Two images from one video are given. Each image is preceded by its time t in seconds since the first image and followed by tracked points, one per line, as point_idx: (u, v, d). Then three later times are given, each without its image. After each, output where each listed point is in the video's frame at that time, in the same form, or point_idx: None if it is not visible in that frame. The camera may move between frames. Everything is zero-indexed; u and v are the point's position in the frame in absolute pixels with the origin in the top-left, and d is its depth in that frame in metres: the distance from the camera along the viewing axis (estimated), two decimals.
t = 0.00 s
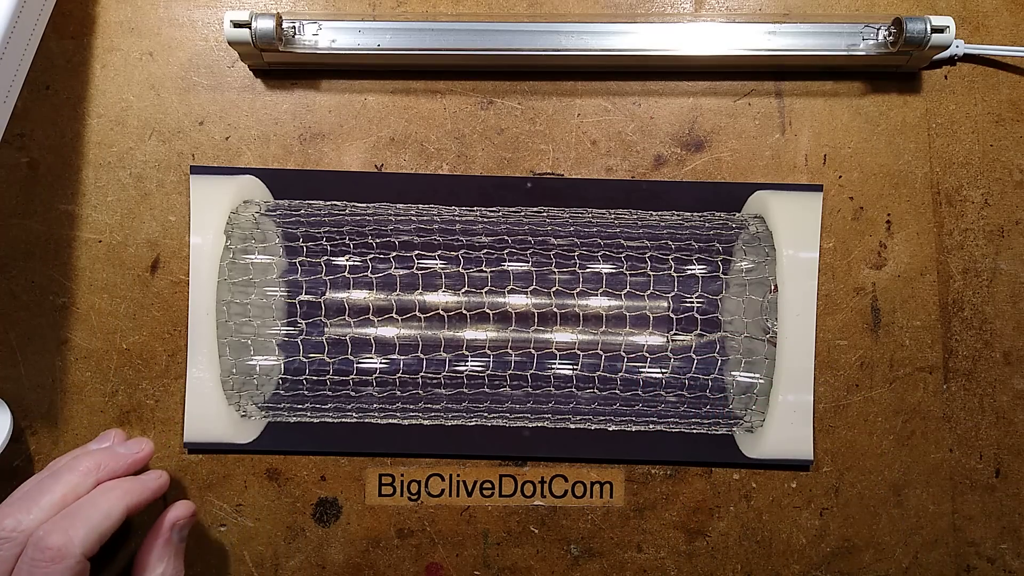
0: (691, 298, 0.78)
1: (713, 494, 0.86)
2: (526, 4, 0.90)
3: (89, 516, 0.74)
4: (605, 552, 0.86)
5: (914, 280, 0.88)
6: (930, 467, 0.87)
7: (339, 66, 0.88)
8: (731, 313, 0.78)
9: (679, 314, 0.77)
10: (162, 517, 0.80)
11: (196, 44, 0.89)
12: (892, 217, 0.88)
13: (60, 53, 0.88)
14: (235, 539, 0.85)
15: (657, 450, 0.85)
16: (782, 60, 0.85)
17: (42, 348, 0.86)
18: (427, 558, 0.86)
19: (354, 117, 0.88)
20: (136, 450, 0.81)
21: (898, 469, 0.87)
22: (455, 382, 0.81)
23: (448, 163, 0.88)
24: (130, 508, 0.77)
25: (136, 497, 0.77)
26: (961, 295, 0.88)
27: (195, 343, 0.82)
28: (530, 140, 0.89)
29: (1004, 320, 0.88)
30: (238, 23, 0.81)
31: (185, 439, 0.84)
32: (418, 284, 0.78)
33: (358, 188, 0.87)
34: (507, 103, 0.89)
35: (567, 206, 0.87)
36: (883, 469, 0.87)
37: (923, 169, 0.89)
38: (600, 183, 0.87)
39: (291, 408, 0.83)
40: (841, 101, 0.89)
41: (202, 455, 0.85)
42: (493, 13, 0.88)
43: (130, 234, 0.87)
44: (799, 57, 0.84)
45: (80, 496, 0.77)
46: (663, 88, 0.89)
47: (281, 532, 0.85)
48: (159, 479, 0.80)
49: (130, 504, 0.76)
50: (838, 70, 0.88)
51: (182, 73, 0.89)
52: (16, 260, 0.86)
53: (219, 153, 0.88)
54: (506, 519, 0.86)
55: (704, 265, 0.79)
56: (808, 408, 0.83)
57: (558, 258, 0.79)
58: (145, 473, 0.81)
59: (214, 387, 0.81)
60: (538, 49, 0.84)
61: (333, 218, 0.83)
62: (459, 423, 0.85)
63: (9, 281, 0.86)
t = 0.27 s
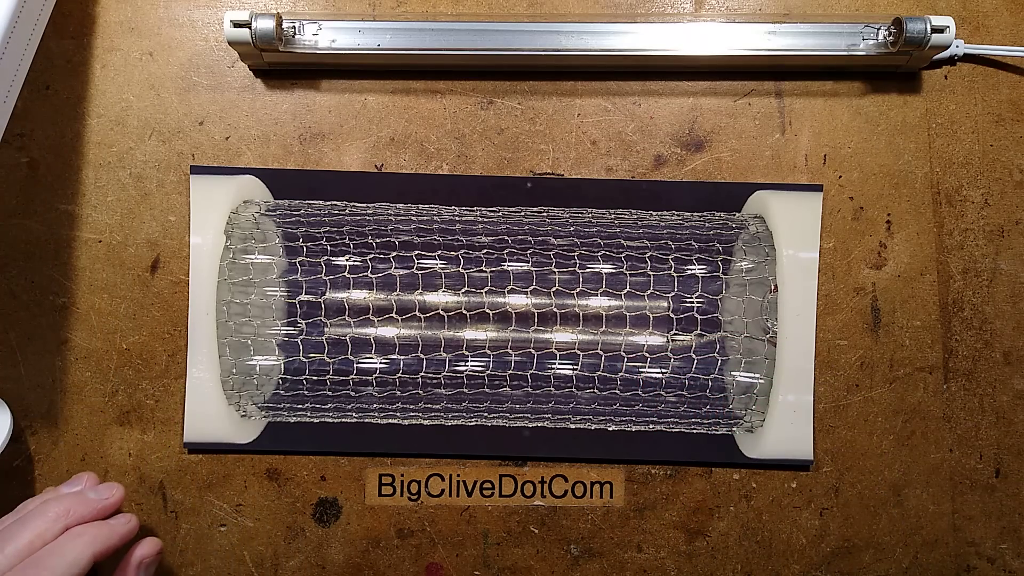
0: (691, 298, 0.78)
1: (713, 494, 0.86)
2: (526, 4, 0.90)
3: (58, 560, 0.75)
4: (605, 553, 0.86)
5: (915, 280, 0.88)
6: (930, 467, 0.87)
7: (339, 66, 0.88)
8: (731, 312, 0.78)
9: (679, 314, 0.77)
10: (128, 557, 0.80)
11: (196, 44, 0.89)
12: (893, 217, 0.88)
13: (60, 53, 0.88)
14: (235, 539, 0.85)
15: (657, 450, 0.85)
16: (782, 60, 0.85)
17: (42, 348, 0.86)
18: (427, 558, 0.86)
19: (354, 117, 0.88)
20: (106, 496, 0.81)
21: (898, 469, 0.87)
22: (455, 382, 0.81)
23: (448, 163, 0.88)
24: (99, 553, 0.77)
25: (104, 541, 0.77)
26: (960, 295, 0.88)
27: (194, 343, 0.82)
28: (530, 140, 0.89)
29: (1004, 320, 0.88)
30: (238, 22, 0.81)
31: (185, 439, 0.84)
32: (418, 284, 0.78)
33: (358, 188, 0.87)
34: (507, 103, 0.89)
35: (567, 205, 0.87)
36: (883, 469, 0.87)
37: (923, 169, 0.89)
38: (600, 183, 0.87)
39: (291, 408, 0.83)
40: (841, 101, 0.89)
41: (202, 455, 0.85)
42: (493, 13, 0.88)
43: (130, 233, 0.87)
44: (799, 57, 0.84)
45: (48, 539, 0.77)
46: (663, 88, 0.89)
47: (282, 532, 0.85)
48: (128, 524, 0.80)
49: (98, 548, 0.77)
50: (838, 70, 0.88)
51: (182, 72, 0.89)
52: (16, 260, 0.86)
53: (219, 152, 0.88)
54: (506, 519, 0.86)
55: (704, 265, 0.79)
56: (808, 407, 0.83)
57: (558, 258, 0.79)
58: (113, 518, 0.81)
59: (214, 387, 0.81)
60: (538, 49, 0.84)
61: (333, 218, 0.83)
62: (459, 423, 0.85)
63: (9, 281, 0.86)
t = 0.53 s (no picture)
0: (691, 298, 0.78)
1: (713, 494, 0.86)
2: (526, 4, 0.90)
3: None
4: (605, 553, 0.86)
5: (915, 280, 0.88)
6: (930, 467, 0.87)
7: (339, 66, 0.88)
8: (731, 312, 0.78)
9: (679, 314, 0.77)
10: None
11: (196, 44, 0.89)
12: (893, 217, 0.88)
13: (60, 53, 0.88)
14: (235, 539, 0.85)
15: (657, 450, 0.85)
16: (782, 60, 0.85)
17: (42, 348, 0.86)
18: (427, 558, 0.86)
19: (354, 117, 0.88)
20: (81, 530, 0.81)
21: (898, 469, 0.87)
22: (455, 382, 0.81)
23: (448, 163, 0.89)
24: None
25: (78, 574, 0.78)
26: (960, 295, 0.88)
27: (194, 343, 0.82)
28: (530, 140, 0.89)
29: (1004, 320, 0.88)
30: (238, 22, 0.81)
31: (185, 439, 0.84)
32: (418, 284, 0.78)
33: (358, 188, 0.87)
34: (507, 103, 0.89)
35: (567, 205, 0.87)
36: (883, 469, 0.87)
37: (923, 169, 0.89)
38: (599, 183, 0.87)
39: (290, 408, 0.83)
40: (841, 101, 0.89)
41: (202, 455, 0.85)
42: (493, 13, 0.88)
43: (130, 233, 0.87)
44: (799, 57, 0.84)
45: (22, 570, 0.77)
46: (663, 88, 0.89)
47: (282, 532, 0.85)
48: (101, 557, 0.80)
49: None
50: (838, 70, 0.88)
51: (182, 72, 0.89)
52: (16, 260, 0.86)
53: (219, 152, 0.88)
54: (506, 519, 0.86)
55: (704, 265, 0.79)
56: (808, 407, 0.83)
57: (558, 258, 0.79)
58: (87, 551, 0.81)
59: (214, 387, 0.81)
60: (538, 49, 0.84)
61: (333, 218, 0.83)
62: (459, 423, 0.85)
63: (9, 280, 0.86)
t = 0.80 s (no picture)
0: (691, 298, 0.78)
1: (713, 494, 0.86)
2: (526, 4, 0.90)
3: None
4: (605, 553, 0.86)
5: (915, 280, 0.88)
6: (930, 467, 0.87)
7: (339, 66, 0.88)
8: (731, 312, 0.78)
9: (679, 314, 0.77)
10: None
11: (196, 44, 0.89)
12: (893, 216, 0.88)
13: (60, 53, 0.88)
14: (235, 539, 0.85)
15: (657, 450, 0.85)
16: (782, 60, 0.85)
17: (42, 348, 0.86)
18: (427, 558, 0.86)
19: (354, 117, 0.88)
20: (82, 528, 0.81)
21: (898, 469, 0.87)
22: (455, 382, 0.81)
23: (448, 163, 0.89)
24: None
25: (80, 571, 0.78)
26: (960, 295, 0.88)
27: (194, 343, 0.81)
28: (530, 140, 0.89)
29: (1004, 320, 0.88)
30: (238, 22, 0.81)
31: (185, 439, 0.84)
32: (418, 284, 0.78)
33: (358, 188, 0.87)
34: (507, 103, 0.89)
35: (567, 205, 0.87)
36: (883, 469, 0.87)
37: (923, 169, 0.89)
38: (599, 183, 0.87)
39: (290, 408, 0.83)
40: (841, 101, 0.89)
41: (202, 455, 0.85)
42: (493, 13, 0.88)
43: (130, 234, 0.87)
44: (800, 57, 0.84)
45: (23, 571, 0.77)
46: (663, 88, 0.89)
47: (281, 532, 0.85)
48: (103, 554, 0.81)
49: None
50: (838, 70, 0.88)
51: (182, 72, 0.89)
52: (16, 260, 0.86)
53: (219, 152, 0.88)
54: (506, 518, 0.86)
55: (704, 265, 0.79)
56: (807, 407, 0.83)
57: (558, 258, 0.79)
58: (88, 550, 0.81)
59: (214, 387, 0.81)
60: (538, 49, 0.84)
61: (333, 218, 0.83)
62: (459, 423, 0.85)
63: (9, 280, 0.86)
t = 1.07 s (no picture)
0: (691, 298, 0.78)
1: (713, 494, 0.86)
2: (526, 4, 0.90)
3: None
4: (605, 553, 0.86)
5: (915, 280, 0.88)
6: (930, 467, 0.87)
7: (339, 66, 0.88)
8: (731, 313, 0.78)
9: (679, 314, 0.77)
10: None
11: (196, 44, 0.89)
12: (893, 216, 0.88)
13: (60, 53, 0.88)
14: (235, 539, 0.86)
15: (657, 450, 0.85)
16: (782, 60, 0.85)
17: (42, 348, 0.86)
18: (427, 558, 0.86)
19: (354, 117, 0.88)
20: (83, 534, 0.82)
21: (898, 469, 0.87)
22: (455, 382, 0.81)
23: (448, 163, 0.89)
24: None
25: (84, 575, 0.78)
26: (961, 295, 0.88)
27: (194, 343, 0.81)
28: (530, 140, 0.89)
29: (1004, 320, 0.88)
30: (238, 22, 0.81)
31: (185, 439, 0.84)
32: (418, 284, 0.78)
33: (358, 188, 0.87)
34: (507, 103, 0.89)
35: (567, 205, 0.87)
36: (883, 469, 0.87)
37: (923, 169, 0.89)
38: (599, 184, 0.87)
39: (290, 408, 0.83)
40: (841, 101, 0.89)
41: (202, 456, 0.85)
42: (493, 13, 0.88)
43: (130, 234, 0.87)
44: (800, 57, 0.84)
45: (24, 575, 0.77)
46: (663, 88, 0.89)
47: (281, 532, 0.85)
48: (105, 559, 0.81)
49: None
50: (838, 70, 0.88)
51: (182, 72, 0.89)
52: (16, 260, 0.86)
53: (219, 153, 0.88)
54: (506, 518, 0.86)
55: (704, 265, 0.79)
56: (807, 408, 0.83)
57: (558, 258, 0.79)
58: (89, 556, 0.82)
59: (214, 387, 0.81)
60: (538, 49, 0.84)
61: (333, 218, 0.83)
62: (459, 423, 0.85)
63: (9, 280, 0.86)
